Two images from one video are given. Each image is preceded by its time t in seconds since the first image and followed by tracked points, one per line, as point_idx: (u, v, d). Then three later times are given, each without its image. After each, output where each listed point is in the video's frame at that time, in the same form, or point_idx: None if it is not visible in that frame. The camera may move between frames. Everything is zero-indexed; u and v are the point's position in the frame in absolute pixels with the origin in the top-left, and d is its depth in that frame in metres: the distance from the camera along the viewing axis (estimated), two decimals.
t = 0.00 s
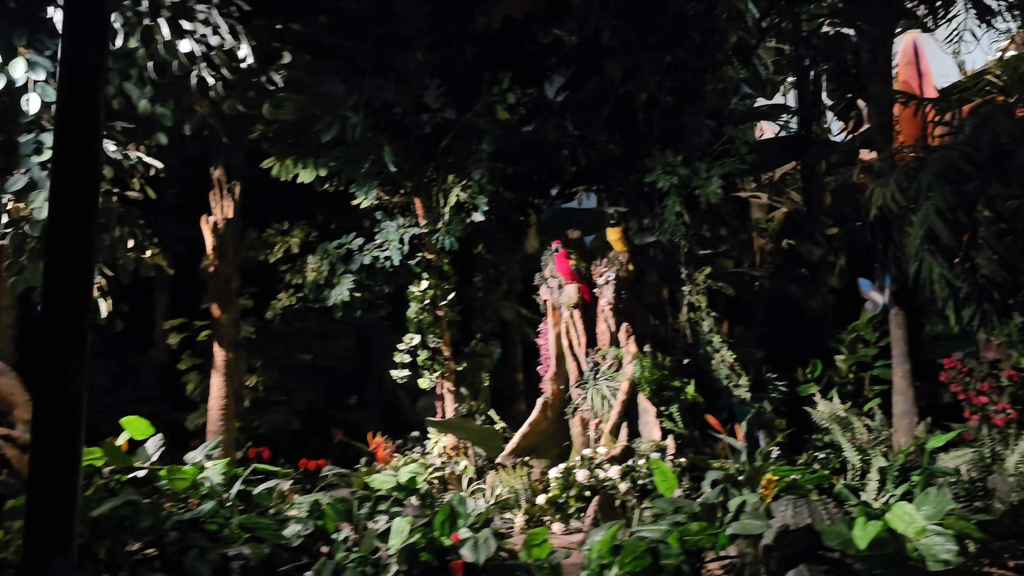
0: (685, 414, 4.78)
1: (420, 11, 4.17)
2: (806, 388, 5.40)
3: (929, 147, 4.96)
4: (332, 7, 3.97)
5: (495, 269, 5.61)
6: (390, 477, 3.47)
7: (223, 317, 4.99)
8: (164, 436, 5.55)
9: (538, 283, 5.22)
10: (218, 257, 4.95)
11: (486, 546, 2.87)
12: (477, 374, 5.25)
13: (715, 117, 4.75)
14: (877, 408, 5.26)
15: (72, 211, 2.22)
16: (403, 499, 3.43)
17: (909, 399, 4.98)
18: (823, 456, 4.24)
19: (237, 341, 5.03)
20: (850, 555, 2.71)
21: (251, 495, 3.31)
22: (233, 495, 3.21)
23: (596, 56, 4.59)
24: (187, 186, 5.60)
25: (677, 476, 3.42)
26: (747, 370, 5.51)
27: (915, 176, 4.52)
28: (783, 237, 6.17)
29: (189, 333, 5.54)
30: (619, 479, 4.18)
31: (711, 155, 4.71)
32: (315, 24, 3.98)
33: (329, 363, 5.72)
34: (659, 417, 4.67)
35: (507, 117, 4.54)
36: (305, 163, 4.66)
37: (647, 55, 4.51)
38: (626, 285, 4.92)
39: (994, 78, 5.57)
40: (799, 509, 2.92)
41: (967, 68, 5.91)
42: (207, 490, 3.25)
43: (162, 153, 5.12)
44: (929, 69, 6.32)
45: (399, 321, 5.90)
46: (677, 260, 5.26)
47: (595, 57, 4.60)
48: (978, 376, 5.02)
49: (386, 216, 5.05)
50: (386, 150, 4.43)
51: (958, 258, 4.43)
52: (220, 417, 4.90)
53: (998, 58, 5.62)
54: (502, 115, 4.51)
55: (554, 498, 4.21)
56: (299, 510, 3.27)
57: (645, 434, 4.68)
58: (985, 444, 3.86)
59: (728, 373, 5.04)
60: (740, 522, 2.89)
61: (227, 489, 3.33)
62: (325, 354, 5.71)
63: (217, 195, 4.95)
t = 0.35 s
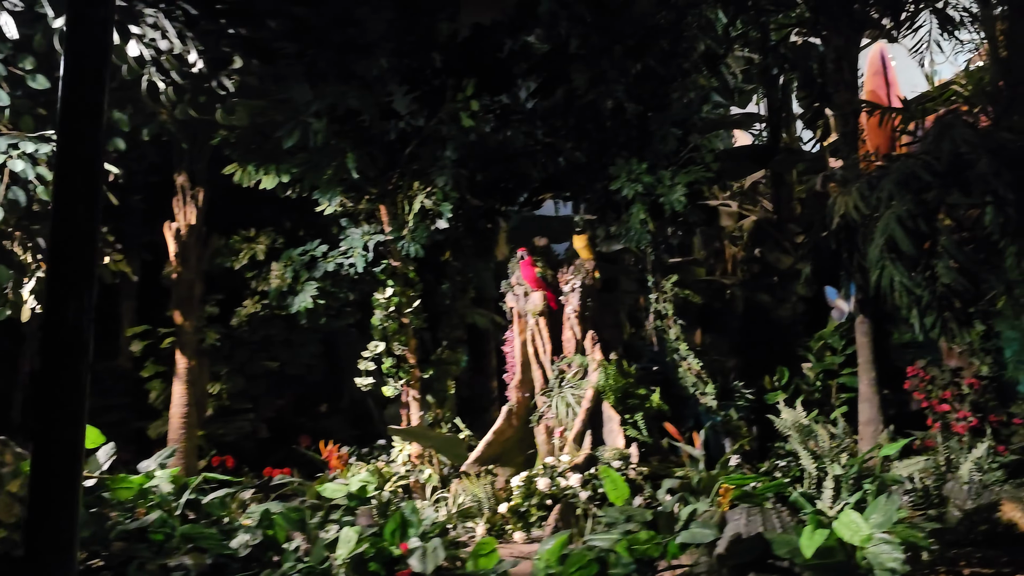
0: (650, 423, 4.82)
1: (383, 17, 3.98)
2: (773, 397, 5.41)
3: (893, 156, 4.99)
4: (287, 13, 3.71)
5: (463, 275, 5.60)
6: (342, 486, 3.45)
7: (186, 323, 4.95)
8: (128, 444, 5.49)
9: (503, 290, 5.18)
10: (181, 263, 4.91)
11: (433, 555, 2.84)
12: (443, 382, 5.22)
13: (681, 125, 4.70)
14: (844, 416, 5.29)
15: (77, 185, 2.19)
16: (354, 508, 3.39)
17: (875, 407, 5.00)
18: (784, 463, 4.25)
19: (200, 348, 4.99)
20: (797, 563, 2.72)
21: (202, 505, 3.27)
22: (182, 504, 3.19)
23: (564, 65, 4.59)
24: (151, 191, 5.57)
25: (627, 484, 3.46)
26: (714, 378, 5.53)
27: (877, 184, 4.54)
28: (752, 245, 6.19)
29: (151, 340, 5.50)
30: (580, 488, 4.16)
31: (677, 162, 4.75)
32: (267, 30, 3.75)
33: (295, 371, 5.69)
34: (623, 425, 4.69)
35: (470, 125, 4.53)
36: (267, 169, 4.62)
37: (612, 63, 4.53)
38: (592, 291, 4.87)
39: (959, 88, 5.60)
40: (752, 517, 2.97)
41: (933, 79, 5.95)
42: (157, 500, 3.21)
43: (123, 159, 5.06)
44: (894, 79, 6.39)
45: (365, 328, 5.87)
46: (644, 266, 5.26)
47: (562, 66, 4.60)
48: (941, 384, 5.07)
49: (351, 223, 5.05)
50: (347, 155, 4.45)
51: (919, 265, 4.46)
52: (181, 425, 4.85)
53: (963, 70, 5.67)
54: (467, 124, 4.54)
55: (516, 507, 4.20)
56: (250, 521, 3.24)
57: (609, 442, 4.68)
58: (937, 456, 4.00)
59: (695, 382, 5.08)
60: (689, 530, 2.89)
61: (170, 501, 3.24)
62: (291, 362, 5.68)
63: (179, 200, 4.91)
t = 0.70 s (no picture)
0: (617, 425, 4.80)
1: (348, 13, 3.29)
2: (741, 400, 5.41)
3: (862, 159, 4.97)
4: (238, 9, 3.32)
5: (431, 277, 5.64)
6: (293, 489, 3.40)
7: (148, 324, 4.91)
8: (92, 446, 5.43)
9: (471, 292, 5.17)
10: (143, 264, 4.87)
11: (382, 559, 2.81)
12: (410, 385, 5.17)
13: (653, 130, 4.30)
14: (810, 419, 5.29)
15: (73, 185, 2.20)
16: (307, 510, 3.39)
17: (843, 409, 5.01)
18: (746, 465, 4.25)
19: (162, 349, 4.95)
20: (745, 567, 2.72)
21: (151, 509, 3.24)
22: (129, 507, 3.15)
23: (533, 66, 3.87)
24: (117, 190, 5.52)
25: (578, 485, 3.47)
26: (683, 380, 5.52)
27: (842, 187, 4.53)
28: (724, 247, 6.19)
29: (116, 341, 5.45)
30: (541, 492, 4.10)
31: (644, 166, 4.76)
32: (220, 26, 3.39)
33: (263, 372, 5.65)
34: (589, 427, 4.69)
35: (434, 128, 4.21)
36: (230, 170, 4.59)
37: (582, 65, 3.90)
38: (559, 293, 4.87)
39: (930, 93, 5.68)
40: (707, 520, 2.90)
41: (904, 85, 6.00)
42: (105, 505, 3.17)
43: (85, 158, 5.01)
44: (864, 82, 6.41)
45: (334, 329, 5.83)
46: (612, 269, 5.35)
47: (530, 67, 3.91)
48: (905, 387, 5.14)
49: (316, 224, 5.05)
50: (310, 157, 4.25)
51: (884, 268, 4.46)
52: (142, 427, 4.80)
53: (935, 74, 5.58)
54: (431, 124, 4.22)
55: (478, 510, 4.18)
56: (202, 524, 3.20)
57: (574, 444, 4.68)
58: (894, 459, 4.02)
59: (662, 384, 5.09)
60: (638, 534, 2.87)
61: (119, 506, 3.20)
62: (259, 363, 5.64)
63: (142, 200, 4.87)
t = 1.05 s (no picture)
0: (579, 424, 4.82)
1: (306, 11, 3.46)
2: (707, 399, 5.40)
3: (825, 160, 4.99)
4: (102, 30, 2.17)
5: (396, 275, 5.50)
6: (240, 490, 3.39)
7: (106, 324, 4.83)
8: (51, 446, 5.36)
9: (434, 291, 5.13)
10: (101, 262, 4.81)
11: (324, 560, 2.78)
12: (373, 384, 5.14)
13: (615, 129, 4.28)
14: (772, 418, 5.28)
15: (79, 187, 2.20)
16: (255, 512, 3.35)
17: (806, 409, 5.02)
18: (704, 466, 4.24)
19: (121, 348, 4.89)
20: (688, 567, 2.72)
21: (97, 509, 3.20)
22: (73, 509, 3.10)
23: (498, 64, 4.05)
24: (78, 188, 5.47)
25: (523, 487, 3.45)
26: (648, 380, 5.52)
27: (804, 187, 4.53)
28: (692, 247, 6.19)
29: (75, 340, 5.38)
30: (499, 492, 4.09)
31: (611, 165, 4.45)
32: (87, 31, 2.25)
33: (226, 371, 5.61)
34: (550, 427, 4.72)
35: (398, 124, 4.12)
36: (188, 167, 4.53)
37: (546, 64, 4.03)
38: (523, 292, 4.86)
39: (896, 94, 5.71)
40: (656, 521, 2.92)
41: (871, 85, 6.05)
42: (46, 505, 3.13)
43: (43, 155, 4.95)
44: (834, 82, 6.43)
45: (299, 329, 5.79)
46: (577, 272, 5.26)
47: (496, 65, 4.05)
48: (864, 386, 5.14)
49: (278, 221, 5.00)
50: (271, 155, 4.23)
51: (844, 268, 4.47)
52: (99, 426, 4.75)
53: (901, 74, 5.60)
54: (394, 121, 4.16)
55: (437, 510, 4.15)
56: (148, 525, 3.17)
57: (535, 444, 4.72)
58: (849, 459, 4.03)
59: (627, 383, 5.05)
60: (584, 534, 2.86)
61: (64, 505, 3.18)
62: (222, 362, 5.60)
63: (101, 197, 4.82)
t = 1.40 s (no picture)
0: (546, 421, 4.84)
1: (274, 9, 3.77)
2: (676, 396, 5.41)
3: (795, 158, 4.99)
4: None
5: (366, 271, 5.41)
6: (195, 488, 3.36)
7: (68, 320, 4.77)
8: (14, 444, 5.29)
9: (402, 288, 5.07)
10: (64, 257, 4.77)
11: (273, 558, 2.76)
12: (342, 381, 5.14)
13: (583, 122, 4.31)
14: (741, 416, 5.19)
15: (88, 221, 2.39)
16: (208, 510, 3.33)
17: (773, 406, 5.01)
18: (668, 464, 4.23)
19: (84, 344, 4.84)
20: (640, 565, 2.71)
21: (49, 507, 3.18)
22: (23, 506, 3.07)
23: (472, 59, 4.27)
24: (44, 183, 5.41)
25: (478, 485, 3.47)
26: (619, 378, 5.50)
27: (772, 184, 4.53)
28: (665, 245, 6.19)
29: (40, 336, 5.31)
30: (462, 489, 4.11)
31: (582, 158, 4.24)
32: None
33: (194, 369, 5.57)
34: (517, 425, 4.69)
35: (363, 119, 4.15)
36: (152, 161, 4.41)
37: (515, 59, 4.21)
38: (491, 289, 4.84)
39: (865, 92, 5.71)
40: (611, 519, 2.92)
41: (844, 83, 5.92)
42: None
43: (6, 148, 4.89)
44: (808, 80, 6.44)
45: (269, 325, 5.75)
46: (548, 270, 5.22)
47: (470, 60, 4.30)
48: (830, 383, 5.12)
49: (243, 218, 4.89)
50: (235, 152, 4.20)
51: (810, 265, 4.47)
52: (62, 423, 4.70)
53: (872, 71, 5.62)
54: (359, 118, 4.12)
55: (400, 508, 4.13)
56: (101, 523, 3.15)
57: (501, 441, 4.69)
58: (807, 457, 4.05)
59: (596, 380, 4.86)
60: (536, 532, 2.88)
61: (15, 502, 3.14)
62: (190, 359, 5.55)
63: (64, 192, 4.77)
